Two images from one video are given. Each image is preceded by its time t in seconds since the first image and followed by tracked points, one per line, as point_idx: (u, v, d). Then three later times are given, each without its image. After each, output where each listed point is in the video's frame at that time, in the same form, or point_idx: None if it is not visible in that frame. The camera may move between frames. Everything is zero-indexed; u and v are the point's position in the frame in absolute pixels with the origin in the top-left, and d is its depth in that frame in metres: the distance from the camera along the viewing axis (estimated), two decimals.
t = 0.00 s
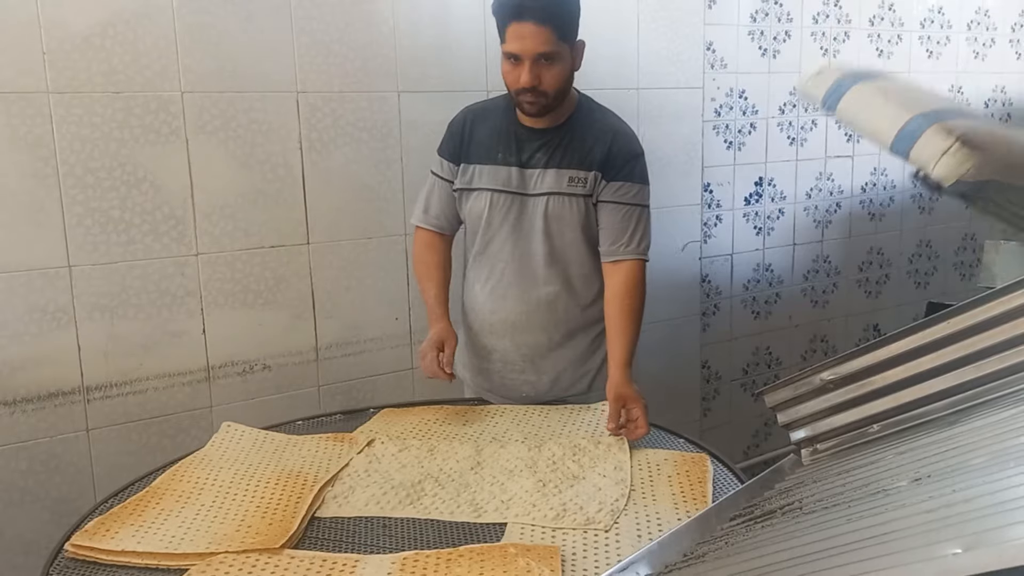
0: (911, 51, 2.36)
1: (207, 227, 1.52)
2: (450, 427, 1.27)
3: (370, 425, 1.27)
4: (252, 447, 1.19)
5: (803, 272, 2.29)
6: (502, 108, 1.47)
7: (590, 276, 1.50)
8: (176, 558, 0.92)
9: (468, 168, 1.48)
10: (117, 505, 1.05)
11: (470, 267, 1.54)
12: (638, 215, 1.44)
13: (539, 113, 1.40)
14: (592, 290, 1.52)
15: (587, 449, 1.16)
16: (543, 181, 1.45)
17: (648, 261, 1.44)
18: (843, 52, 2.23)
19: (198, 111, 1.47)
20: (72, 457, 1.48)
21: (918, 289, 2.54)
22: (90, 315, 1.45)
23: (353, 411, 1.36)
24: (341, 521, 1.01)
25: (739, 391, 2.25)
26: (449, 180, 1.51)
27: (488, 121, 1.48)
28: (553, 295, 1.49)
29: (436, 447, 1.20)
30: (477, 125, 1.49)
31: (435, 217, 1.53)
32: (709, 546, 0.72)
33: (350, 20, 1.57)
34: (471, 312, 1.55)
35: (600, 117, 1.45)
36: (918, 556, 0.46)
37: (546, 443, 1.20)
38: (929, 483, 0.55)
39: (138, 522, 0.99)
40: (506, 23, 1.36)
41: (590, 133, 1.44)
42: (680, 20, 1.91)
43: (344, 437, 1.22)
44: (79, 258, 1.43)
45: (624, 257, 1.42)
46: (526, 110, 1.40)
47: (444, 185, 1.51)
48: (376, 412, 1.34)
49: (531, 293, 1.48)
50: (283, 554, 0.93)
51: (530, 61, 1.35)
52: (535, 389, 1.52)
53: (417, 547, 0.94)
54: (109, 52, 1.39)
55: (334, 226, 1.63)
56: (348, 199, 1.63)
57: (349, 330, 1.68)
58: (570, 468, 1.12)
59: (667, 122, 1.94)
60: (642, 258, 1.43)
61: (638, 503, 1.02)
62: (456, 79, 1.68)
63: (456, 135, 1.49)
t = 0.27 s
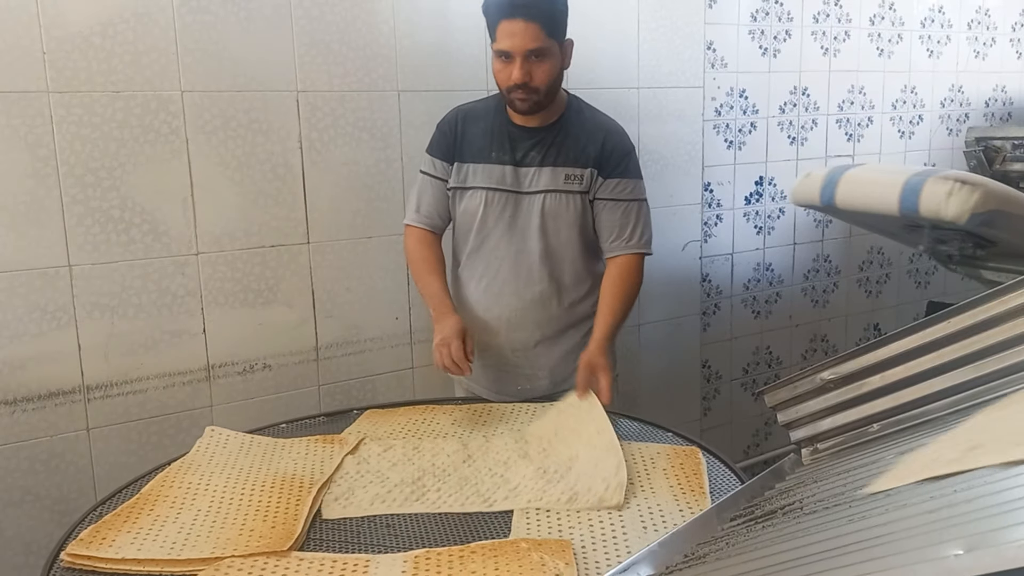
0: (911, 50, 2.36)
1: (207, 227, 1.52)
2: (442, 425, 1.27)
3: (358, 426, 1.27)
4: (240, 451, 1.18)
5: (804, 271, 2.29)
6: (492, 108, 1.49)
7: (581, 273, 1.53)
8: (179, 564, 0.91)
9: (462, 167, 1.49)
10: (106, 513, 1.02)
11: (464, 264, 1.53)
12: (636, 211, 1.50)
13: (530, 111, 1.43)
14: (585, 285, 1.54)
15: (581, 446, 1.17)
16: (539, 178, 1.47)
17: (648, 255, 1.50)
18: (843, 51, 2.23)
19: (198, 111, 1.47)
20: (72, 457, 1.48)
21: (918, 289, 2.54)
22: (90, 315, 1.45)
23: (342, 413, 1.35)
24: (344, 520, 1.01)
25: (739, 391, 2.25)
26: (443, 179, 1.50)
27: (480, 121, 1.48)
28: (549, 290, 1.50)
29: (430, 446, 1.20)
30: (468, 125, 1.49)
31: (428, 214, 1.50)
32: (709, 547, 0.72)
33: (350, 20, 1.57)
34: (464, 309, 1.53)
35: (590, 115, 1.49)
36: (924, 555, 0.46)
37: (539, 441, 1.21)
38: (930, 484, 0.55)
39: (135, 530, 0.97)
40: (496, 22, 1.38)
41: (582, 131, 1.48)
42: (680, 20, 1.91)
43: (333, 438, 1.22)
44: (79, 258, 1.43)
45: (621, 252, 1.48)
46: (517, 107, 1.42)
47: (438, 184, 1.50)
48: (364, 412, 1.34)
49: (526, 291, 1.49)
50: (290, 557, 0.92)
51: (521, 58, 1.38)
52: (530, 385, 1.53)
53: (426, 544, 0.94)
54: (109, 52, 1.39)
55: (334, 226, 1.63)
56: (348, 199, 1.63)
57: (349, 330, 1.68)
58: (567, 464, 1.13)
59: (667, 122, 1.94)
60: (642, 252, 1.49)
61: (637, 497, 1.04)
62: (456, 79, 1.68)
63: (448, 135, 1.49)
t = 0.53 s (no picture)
0: (911, 50, 2.36)
1: (207, 227, 1.52)
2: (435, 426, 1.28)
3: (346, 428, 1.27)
4: (228, 457, 1.17)
5: (804, 271, 2.29)
6: (482, 107, 1.49)
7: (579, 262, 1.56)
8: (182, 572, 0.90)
9: (458, 166, 1.49)
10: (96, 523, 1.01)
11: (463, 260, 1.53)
12: (635, 198, 1.54)
13: (519, 108, 1.45)
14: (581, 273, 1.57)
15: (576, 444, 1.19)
16: (536, 171, 1.49)
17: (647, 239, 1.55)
18: (843, 51, 2.23)
19: (198, 111, 1.47)
20: (72, 457, 1.48)
21: (918, 289, 2.54)
22: (90, 315, 1.45)
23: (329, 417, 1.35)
24: (348, 521, 1.01)
25: (739, 390, 2.25)
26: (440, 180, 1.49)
27: (471, 120, 1.48)
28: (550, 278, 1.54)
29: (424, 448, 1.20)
30: (459, 126, 1.49)
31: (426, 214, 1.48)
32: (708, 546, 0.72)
33: (350, 20, 1.57)
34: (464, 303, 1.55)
35: (578, 108, 1.51)
36: (924, 555, 0.45)
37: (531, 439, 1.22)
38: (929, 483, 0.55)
39: (132, 540, 0.95)
40: (482, 26, 1.43)
41: (573, 124, 1.50)
42: (680, 20, 1.91)
43: (319, 441, 1.22)
44: (79, 258, 1.43)
45: (629, 235, 1.53)
46: (506, 104, 1.44)
47: (437, 184, 1.49)
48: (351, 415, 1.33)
49: (529, 282, 1.52)
50: (298, 561, 0.91)
51: (508, 56, 1.41)
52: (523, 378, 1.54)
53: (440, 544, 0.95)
54: (108, 52, 1.39)
55: (334, 226, 1.63)
56: (348, 199, 1.63)
57: (349, 330, 1.68)
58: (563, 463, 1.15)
59: (667, 122, 1.93)
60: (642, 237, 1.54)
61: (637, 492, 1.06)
62: (456, 79, 1.68)
63: (440, 137, 1.49)
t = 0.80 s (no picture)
0: (911, 50, 2.36)
1: (207, 227, 1.52)
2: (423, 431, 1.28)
3: (331, 434, 1.27)
4: (214, 466, 1.16)
5: (804, 271, 2.29)
6: (475, 108, 1.52)
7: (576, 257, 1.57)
8: None
9: (453, 165, 1.51)
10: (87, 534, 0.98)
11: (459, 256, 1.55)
12: (628, 192, 1.53)
13: (511, 106, 1.47)
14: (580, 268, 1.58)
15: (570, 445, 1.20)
16: (528, 167, 1.50)
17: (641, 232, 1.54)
18: (843, 51, 2.23)
19: (198, 111, 1.47)
20: (72, 457, 1.48)
21: (919, 289, 2.54)
22: (90, 315, 1.45)
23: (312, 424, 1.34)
24: (354, 522, 1.01)
25: (739, 390, 2.25)
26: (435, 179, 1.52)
27: (464, 120, 1.51)
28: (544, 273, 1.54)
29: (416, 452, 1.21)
30: (453, 126, 1.51)
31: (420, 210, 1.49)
32: (709, 546, 0.72)
33: (350, 20, 1.57)
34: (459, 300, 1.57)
35: (570, 105, 1.53)
36: (924, 553, 0.45)
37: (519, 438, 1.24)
38: (931, 482, 0.55)
39: (131, 549, 0.94)
40: (475, 23, 1.44)
41: (565, 120, 1.51)
42: (679, 19, 1.91)
43: (304, 447, 1.22)
44: (79, 258, 1.43)
45: (621, 229, 1.51)
46: (499, 103, 1.46)
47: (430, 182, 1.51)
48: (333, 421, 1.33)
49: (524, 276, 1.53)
50: (308, 563, 0.91)
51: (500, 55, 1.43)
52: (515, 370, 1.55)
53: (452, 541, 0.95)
54: (108, 51, 1.39)
55: (334, 225, 1.63)
56: (348, 198, 1.63)
57: (349, 330, 1.68)
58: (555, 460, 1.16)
59: (667, 122, 1.94)
60: (636, 230, 1.53)
61: (633, 486, 1.08)
62: (456, 79, 1.68)
63: (434, 138, 1.52)
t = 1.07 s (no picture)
0: (912, 49, 2.36)
1: (207, 226, 1.52)
2: (412, 431, 1.28)
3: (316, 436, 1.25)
4: (202, 471, 1.14)
5: (804, 271, 2.29)
6: (472, 109, 1.53)
7: (569, 259, 1.56)
8: None
9: (447, 165, 1.51)
10: (82, 544, 0.96)
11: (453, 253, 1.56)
12: (620, 194, 1.53)
13: (508, 106, 1.49)
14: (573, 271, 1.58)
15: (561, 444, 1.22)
16: (522, 167, 1.49)
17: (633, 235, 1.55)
18: (844, 50, 2.22)
19: (198, 110, 1.47)
20: (73, 456, 1.48)
21: (919, 288, 2.54)
22: (91, 314, 1.45)
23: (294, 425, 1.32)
24: (359, 524, 1.01)
25: (739, 390, 2.25)
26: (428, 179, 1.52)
27: (460, 121, 1.53)
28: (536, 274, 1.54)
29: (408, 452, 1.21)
30: (449, 127, 1.53)
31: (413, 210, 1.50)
32: (709, 545, 0.72)
33: (351, 19, 1.57)
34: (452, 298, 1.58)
35: (566, 107, 1.54)
36: (924, 553, 0.45)
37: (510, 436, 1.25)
38: (932, 481, 0.55)
39: (132, 558, 0.92)
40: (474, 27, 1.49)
41: (561, 121, 1.52)
42: (680, 19, 1.91)
43: (292, 449, 1.20)
44: (80, 257, 1.43)
45: (612, 233, 1.52)
46: (496, 103, 1.49)
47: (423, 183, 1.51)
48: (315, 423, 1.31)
49: (516, 277, 1.53)
50: (320, 565, 0.91)
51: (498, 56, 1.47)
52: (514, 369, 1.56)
53: (463, 540, 0.96)
54: (109, 51, 1.39)
55: (334, 224, 1.63)
56: (348, 198, 1.63)
57: (350, 329, 1.68)
58: (550, 457, 1.17)
59: (667, 121, 1.93)
60: (628, 233, 1.53)
61: (629, 481, 1.10)
62: (456, 79, 1.68)
63: (429, 140, 1.53)
